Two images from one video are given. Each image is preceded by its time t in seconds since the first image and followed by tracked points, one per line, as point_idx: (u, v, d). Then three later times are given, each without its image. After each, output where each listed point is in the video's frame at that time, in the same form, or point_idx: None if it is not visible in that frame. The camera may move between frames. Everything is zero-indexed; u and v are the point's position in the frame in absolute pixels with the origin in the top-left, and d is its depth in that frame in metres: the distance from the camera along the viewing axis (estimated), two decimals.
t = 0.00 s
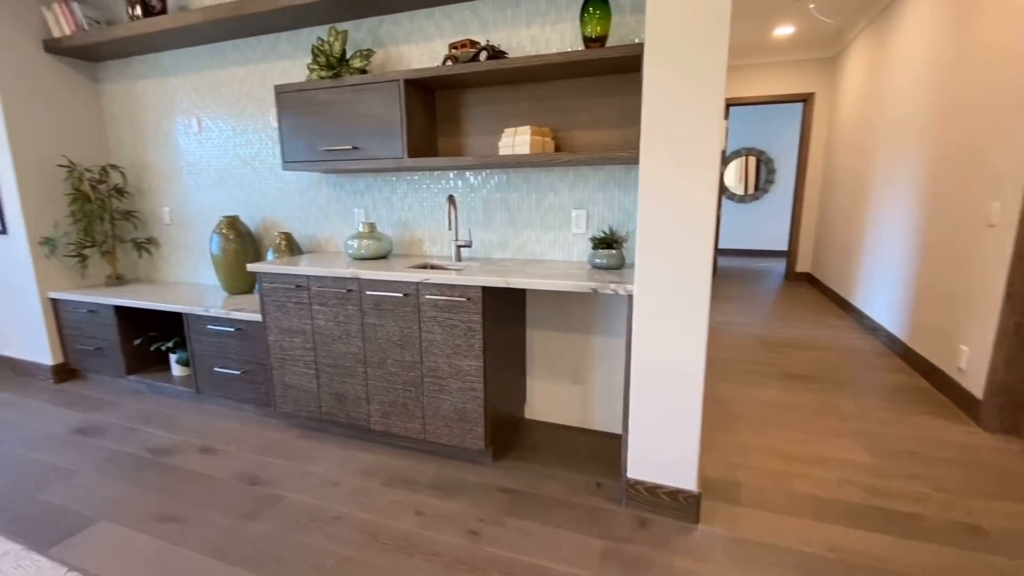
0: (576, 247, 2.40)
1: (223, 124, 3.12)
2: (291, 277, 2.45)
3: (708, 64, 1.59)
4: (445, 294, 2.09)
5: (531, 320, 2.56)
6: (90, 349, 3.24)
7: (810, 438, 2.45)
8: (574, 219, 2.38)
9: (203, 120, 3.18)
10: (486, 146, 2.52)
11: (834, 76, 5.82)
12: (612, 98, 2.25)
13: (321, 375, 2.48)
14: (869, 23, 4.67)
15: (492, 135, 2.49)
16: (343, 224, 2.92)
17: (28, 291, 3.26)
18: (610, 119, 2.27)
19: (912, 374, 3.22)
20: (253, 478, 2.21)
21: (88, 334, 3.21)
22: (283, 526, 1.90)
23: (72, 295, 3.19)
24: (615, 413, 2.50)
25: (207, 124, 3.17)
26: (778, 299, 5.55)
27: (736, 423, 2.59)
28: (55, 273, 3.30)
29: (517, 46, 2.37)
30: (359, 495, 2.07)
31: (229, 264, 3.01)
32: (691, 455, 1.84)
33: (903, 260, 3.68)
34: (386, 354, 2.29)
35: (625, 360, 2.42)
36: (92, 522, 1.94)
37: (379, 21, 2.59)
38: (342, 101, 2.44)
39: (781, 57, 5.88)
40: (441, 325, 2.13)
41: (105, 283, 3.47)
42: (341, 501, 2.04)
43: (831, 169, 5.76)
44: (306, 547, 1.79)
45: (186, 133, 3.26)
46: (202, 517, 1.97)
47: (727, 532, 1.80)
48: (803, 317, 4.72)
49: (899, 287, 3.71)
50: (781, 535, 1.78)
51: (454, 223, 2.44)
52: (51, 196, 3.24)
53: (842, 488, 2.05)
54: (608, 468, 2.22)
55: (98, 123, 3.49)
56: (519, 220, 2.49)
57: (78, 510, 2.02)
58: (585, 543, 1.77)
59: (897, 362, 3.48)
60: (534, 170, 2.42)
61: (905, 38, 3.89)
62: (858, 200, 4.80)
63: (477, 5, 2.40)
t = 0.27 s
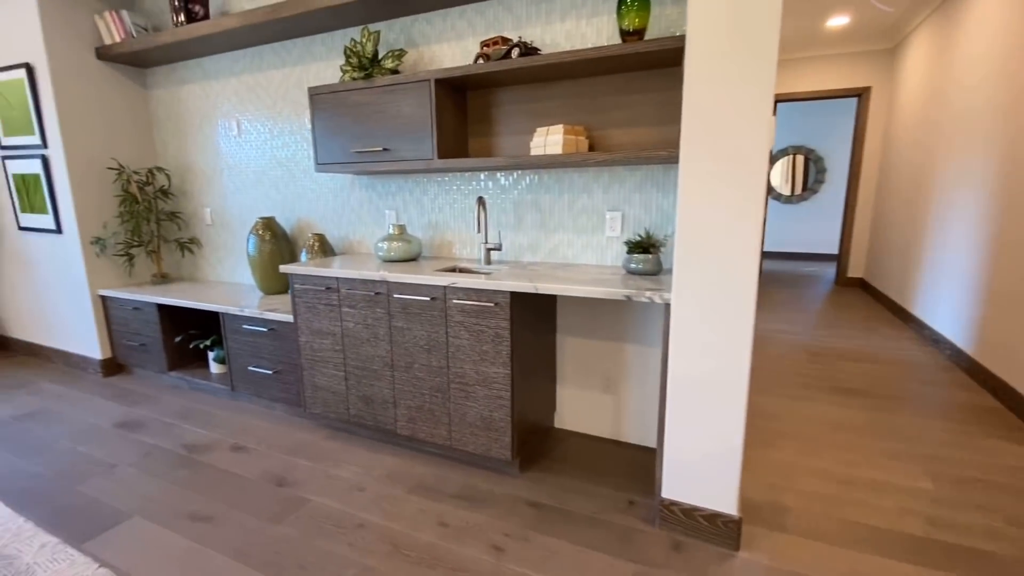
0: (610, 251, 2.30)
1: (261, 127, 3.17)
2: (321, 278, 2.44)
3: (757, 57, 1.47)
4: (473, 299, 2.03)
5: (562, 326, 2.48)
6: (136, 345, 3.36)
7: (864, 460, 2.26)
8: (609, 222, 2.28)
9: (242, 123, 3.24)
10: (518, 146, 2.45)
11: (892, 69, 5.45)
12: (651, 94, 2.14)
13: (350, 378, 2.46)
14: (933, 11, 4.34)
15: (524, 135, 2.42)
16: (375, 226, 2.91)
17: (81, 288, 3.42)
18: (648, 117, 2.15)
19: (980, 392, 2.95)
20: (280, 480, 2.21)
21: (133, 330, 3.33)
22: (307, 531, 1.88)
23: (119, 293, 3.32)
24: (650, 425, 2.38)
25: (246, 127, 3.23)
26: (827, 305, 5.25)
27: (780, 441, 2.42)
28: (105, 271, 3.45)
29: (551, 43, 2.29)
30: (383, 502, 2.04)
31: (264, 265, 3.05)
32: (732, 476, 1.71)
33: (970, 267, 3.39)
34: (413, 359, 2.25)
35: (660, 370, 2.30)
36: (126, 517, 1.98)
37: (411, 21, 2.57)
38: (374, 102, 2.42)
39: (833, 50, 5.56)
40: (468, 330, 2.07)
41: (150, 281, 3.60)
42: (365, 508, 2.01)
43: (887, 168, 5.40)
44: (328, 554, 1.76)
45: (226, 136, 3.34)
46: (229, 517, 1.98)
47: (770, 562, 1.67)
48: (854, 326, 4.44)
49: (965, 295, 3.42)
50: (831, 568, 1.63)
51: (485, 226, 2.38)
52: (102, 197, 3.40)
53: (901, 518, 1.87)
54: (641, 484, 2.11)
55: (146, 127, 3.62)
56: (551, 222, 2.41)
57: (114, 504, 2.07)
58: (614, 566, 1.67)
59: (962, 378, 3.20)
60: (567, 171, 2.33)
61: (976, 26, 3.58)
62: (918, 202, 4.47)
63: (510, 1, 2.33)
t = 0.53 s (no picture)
0: (644, 251, 2.16)
1: (289, 124, 3.16)
2: (344, 278, 2.38)
3: (816, 38, 1.30)
4: (497, 301, 1.93)
5: (591, 331, 2.35)
6: (168, 341, 3.41)
7: (926, 485, 2.04)
8: (643, 220, 2.13)
9: (271, 120, 3.23)
10: (546, 140, 2.32)
11: (953, 56, 5.05)
12: (690, 83, 1.98)
13: (371, 380, 2.40)
14: None
15: (553, 128, 2.30)
16: (399, 224, 2.85)
17: (117, 285, 3.50)
18: (687, 107, 2.00)
19: None
20: (299, 483, 2.17)
21: (165, 326, 3.38)
22: (322, 540, 1.82)
23: (153, 289, 3.37)
24: (684, 438, 2.23)
25: (275, 124, 3.22)
26: (877, 310, 4.91)
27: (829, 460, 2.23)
28: (140, 268, 3.51)
29: (582, 30, 2.16)
30: (401, 511, 1.96)
31: (290, 263, 3.03)
32: (777, 501, 1.56)
33: None
34: (435, 362, 2.16)
35: (697, 380, 2.15)
36: (147, 517, 1.97)
37: (438, 12, 2.48)
38: (398, 96, 2.35)
39: (887, 37, 5.19)
40: (492, 334, 1.97)
41: (183, 278, 3.65)
42: (382, 516, 1.94)
43: (947, 164, 5.01)
44: (342, 565, 1.69)
45: (256, 134, 3.34)
46: (246, 521, 1.94)
47: None
48: (908, 334, 4.12)
49: None
50: None
51: (511, 224, 2.27)
52: (137, 194, 3.46)
53: (973, 554, 1.66)
54: (674, 503, 1.97)
55: (180, 126, 3.67)
56: (581, 221, 2.28)
57: (137, 502, 2.07)
58: None
59: None
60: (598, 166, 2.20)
61: None
62: (983, 200, 4.12)
63: None
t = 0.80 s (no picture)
0: (679, 251, 2.00)
1: (311, 119, 3.10)
2: (361, 276, 2.29)
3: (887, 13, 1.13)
4: (519, 304, 1.81)
5: (620, 335, 2.21)
6: (193, 336, 3.43)
7: (995, 515, 1.83)
8: (679, 218, 1.98)
9: (294, 115, 3.19)
10: (574, 132, 2.18)
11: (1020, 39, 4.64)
12: (733, 67, 1.81)
13: (389, 382, 2.31)
14: None
15: (581, 119, 2.15)
16: (421, 221, 2.75)
17: (146, 280, 3.53)
18: (729, 95, 1.83)
19: None
20: (314, 488, 2.10)
21: (190, 322, 3.39)
22: (334, 551, 1.75)
23: (178, 285, 3.39)
24: (720, 454, 2.07)
25: (298, 119, 3.17)
26: (929, 314, 4.57)
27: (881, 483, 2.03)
28: (167, 263, 3.54)
29: (615, 12, 2.01)
30: (416, 522, 1.87)
31: (312, 260, 2.98)
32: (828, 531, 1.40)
33: None
34: (454, 366, 2.05)
35: (735, 391, 1.98)
36: (161, 518, 1.94)
37: None
38: (419, 87, 2.24)
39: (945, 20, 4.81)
40: (513, 339, 1.85)
41: (209, 274, 3.67)
42: (396, 527, 1.85)
43: (1011, 156, 4.62)
44: None
45: (280, 129, 3.30)
46: (259, 527, 1.88)
47: None
48: (966, 341, 3.81)
49: None
50: None
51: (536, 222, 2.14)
52: (164, 190, 3.47)
53: None
54: (709, 525, 1.82)
55: (207, 121, 3.68)
56: (610, 218, 2.14)
57: (152, 502, 2.04)
58: None
59: None
60: (630, 159, 2.05)
61: None
62: None
63: None
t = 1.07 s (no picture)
0: (712, 251, 1.86)
1: (334, 112, 3.06)
2: (379, 273, 2.23)
3: None
4: (540, 305, 1.71)
5: (647, 339, 2.10)
6: (218, 330, 3.45)
7: None
8: (713, 215, 1.84)
9: (317, 110, 3.16)
10: (602, 124, 2.06)
11: None
12: (777, 51, 1.66)
13: (406, 382, 2.25)
14: None
15: (608, 110, 2.03)
16: (441, 216, 2.68)
17: (173, 273, 3.57)
18: (771, 81, 1.68)
19: None
20: (328, 488, 2.06)
21: (215, 316, 3.42)
22: (346, 556, 1.69)
23: (204, 279, 3.41)
24: (754, 468, 1.94)
25: (320, 113, 3.14)
26: (982, 319, 4.27)
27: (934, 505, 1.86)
28: (194, 257, 3.57)
29: None
30: (430, 529, 1.80)
31: (332, 256, 2.94)
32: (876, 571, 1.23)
33: None
34: (471, 368, 1.97)
35: (771, 401, 1.85)
36: (176, 515, 1.93)
37: None
38: (439, 77, 2.16)
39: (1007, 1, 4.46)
40: (533, 342, 1.75)
41: (234, 268, 3.69)
42: (410, 534, 1.79)
43: None
44: None
45: (303, 124, 3.28)
46: (271, 529, 1.84)
47: None
48: None
49: None
50: None
51: (559, 218, 2.04)
52: (191, 185, 3.50)
53: None
54: (741, 545, 1.69)
55: (233, 116, 3.69)
56: (639, 215, 2.01)
57: (169, 498, 2.03)
58: None
59: None
60: (661, 152, 1.92)
61: None
62: None
63: None
